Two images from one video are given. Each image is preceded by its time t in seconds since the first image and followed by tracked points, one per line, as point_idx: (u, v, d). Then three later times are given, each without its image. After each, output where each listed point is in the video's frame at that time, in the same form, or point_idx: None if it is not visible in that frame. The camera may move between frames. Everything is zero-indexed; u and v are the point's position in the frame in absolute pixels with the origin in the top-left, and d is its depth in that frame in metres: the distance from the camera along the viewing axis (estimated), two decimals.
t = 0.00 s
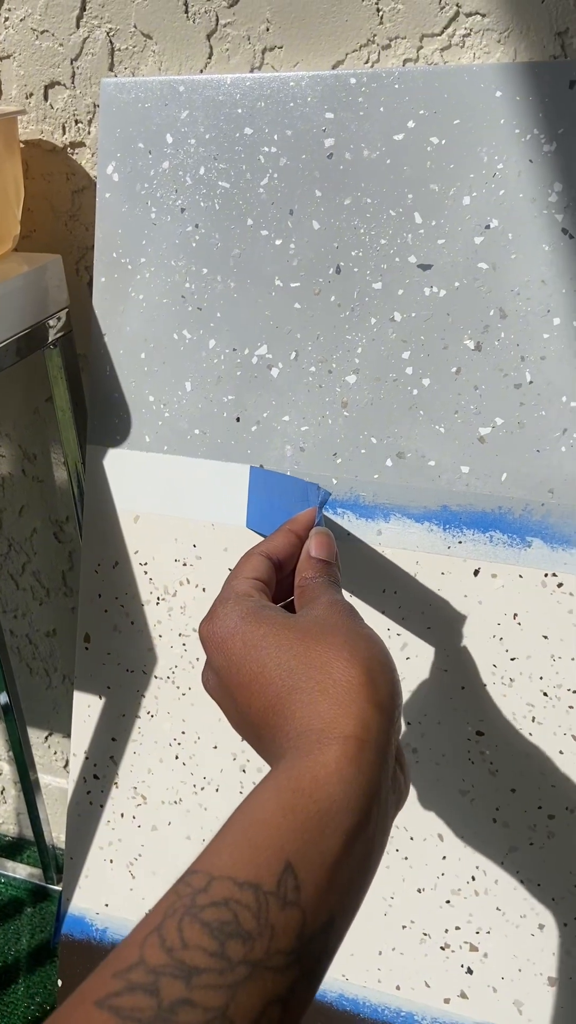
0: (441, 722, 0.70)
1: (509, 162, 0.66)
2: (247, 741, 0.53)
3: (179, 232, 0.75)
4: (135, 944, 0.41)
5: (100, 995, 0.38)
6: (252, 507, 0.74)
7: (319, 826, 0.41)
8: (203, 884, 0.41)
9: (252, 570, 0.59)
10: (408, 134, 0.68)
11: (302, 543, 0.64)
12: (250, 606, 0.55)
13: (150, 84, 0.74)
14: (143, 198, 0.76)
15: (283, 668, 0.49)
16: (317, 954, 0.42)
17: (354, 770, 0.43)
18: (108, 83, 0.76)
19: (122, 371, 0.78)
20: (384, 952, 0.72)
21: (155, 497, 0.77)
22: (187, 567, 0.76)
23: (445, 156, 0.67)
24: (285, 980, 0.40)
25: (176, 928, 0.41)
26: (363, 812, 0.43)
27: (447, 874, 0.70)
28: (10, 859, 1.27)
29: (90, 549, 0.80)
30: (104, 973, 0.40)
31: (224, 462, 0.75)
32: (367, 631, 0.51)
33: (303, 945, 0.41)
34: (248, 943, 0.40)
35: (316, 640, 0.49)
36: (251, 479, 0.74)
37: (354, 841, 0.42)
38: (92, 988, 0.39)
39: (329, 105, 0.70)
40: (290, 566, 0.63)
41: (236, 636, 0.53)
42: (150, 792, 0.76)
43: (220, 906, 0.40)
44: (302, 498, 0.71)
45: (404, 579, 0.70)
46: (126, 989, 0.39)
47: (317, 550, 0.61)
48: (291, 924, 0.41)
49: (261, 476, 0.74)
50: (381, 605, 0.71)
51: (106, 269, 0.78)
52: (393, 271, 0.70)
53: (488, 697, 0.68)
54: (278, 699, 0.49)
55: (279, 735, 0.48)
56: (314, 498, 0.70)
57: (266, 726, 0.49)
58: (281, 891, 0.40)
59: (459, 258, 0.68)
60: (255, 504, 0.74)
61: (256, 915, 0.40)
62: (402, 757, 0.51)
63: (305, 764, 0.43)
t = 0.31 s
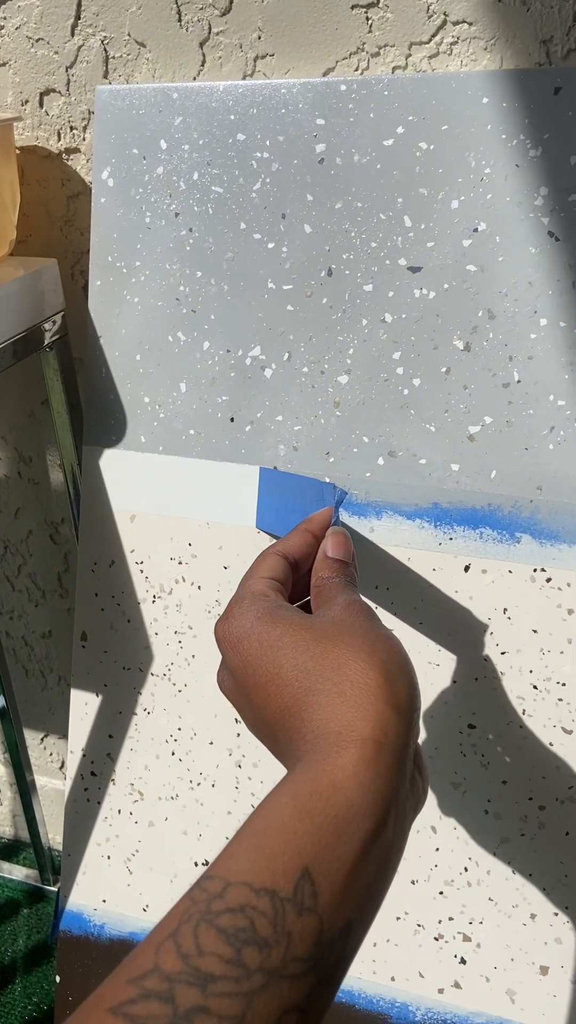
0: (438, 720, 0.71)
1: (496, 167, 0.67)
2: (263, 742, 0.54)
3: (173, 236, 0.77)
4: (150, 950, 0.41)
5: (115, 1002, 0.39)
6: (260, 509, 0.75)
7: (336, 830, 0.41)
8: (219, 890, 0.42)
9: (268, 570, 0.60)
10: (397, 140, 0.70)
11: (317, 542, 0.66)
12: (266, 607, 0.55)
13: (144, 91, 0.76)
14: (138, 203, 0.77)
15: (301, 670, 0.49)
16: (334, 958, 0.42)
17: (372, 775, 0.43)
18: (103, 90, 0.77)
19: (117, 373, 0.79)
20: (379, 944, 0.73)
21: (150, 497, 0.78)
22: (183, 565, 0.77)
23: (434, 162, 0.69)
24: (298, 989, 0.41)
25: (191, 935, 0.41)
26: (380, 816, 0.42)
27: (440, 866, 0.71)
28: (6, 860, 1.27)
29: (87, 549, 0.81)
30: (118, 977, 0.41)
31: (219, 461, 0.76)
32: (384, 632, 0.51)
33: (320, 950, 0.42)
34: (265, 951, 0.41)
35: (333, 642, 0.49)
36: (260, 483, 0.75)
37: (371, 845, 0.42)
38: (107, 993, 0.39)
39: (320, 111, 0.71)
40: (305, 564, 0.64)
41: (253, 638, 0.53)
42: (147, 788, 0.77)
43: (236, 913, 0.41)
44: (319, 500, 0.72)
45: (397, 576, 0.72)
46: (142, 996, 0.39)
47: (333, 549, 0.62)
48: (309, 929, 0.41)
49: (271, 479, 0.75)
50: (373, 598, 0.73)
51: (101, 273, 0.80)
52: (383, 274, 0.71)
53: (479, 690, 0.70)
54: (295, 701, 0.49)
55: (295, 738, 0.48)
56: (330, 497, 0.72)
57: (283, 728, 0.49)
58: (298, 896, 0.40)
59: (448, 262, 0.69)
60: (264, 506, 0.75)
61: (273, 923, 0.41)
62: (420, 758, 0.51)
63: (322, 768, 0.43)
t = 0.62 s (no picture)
0: (433, 719, 0.71)
1: (479, 172, 0.69)
2: (272, 740, 0.54)
3: (162, 240, 0.78)
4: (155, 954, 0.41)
5: (120, 1004, 0.39)
6: (263, 509, 0.75)
7: (345, 832, 0.42)
8: (226, 892, 0.42)
9: (278, 566, 0.61)
10: (382, 146, 0.71)
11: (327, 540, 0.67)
12: (275, 606, 0.55)
13: (133, 98, 0.77)
14: (127, 208, 0.78)
15: (310, 669, 0.49)
16: (341, 959, 0.42)
17: (382, 776, 0.43)
18: (92, 97, 0.78)
19: (107, 376, 0.80)
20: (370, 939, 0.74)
21: (140, 499, 0.79)
22: (174, 565, 0.78)
23: (418, 167, 0.70)
24: (305, 993, 0.40)
25: (197, 937, 0.41)
26: (389, 818, 0.43)
27: (429, 862, 0.72)
28: None
29: (78, 550, 0.81)
30: (121, 981, 0.41)
31: (209, 462, 0.77)
32: (394, 631, 0.51)
33: (328, 952, 0.42)
34: (271, 954, 0.41)
35: (343, 641, 0.49)
36: (263, 483, 0.76)
37: (379, 847, 0.43)
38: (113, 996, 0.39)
39: (306, 118, 0.72)
40: (313, 562, 0.65)
41: (262, 636, 0.53)
42: (139, 787, 0.78)
43: (243, 916, 0.41)
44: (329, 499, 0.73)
45: (385, 574, 0.73)
46: (147, 998, 0.39)
47: (342, 548, 0.64)
48: (316, 931, 0.41)
49: (273, 479, 0.75)
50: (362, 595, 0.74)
51: (91, 277, 0.80)
52: (369, 277, 0.72)
53: (466, 687, 0.71)
54: (304, 701, 0.49)
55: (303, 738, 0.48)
56: (339, 494, 0.73)
57: (291, 727, 0.49)
58: (305, 899, 0.41)
59: (432, 265, 0.70)
60: (267, 507, 0.75)
61: (279, 925, 0.41)
62: (429, 758, 0.51)
63: (332, 770, 0.43)
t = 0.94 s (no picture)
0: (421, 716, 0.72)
1: (460, 179, 0.70)
2: (278, 735, 0.53)
3: (149, 246, 0.79)
4: (159, 947, 0.40)
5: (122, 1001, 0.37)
6: (265, 509, 0.76)
7: (352, 827, 0.41)
8: (230, 886, 0.41)
9: (285, 558, 0.61)
10: (365, 154, 0.72)
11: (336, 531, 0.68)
12: (283, 599, 0.55)
13: (120, 107, 0.78)
14: (115, 215, 0.79)
15: (318, 661, 0.49)
16: (347, 962, 0.41)
17: (390, 770, 0.42)
18: (79, 106, 0.79)
19: (96, 380, 0.81)
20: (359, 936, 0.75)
21: (129, 503, 0.80)
22: (162, 568, 0.78)
23: (400, 174, 0.71)
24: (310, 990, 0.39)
25: (201, 932, 0.40)
26: (397, 813, 0.42)
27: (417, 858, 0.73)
28: None
29: (68, 553, 0.82)
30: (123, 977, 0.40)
31: (197, 465, 0.78)
32: (403, 623, 0.50)
33: (334, 954, 0.40)
34: (276, 951, 0.39)
35: (351, 633, 0.49)
36: (264, 484, 0.76)
37: (387, 843, 0.42)
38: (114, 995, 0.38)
39: (291, 126, 0.74)
40: (322, 555, 0.65)
41: (270, 629, 0.53)
42: (129, 788, 0.78)
43: (247, 910, 0.39)
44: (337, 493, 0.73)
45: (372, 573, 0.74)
46: (150, 994, 0.38)
47: (351, 540, 0.64)
48: (322, 928, 0.40)
49: (274, 480, 0.76)
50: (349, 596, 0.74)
51: (79, 283, 0.81)
52: (353, 282, 0.73)
53: (452, 684, 0.72)
54: (311, 694, 0.48)
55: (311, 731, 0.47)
56: (346, 488, 0.73)
57: (298, 720, 0.49)
58: (311, 894, 0.39)
59: (415, 270, 0.72)
60: (268, 507, 0.76)
61: (285, 921, 0.40)
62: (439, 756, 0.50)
63: (339, 762, 0.43)
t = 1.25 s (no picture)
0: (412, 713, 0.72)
1: (444, 183, 0.71)
2: (291, 731, 0.53)
3: (138, 250, 0.80)
4: (170, 946, 0.40)
5: (132, 1002, 0.38)
6: (270, 511, 0.76)
7: (367, 827, 0.41)
8: (242, 887, 0.41)
9: (299, 553, 0.59)
10: (351, 158, 0.73)
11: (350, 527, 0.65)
12: (297, 592, 0.54)
13: (109, 113, 0.79)
14: (104, 219, 0.80)
15: (333, 658, 0.48)
16: (360, 961, 0.41)
17: (405, 770, 0.42)
18: (68, 112, 0.80)
19: (86, 383, 0.82)
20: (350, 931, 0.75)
21: (120, 504, 0.81)
22: (153, 568, 0.79)
23: (385, 179, 0.73)
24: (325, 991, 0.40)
25: (212, 934, 0.40)
26: (411, 813, 0.42)
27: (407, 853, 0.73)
28: None
29: (59, 555, 0.82)
30: (134, 976, 0.40)
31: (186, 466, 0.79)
32: (417, 621, 0.50)
33: (346, 954, 0.41)
34: (288, 952, 0.40)
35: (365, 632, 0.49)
36: (267, 485, 0.76)
37: (401, 842, 0.42)
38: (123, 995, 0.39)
39: (277, 131, 0.75)
40: (337, 551, 0.63)
41: (283, 623, 0.53)
42: (121, 787, 0.79)
43: (259, 912, 0.40)
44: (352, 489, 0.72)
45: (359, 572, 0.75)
46: (161, 996, 0.38)
47: (367, 537, 0.63)
48: (335, 929, 0.40)
49: (277, 482, 0.76)
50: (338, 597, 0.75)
51: (69, 286, 0.82)
52: (340, 284, 0.74)
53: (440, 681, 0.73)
54: (326, 691, 0.48)
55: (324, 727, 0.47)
56: (362, 485, 0.71)
57: (311, 716, 0.49)
58: (324, 894, 0.40)
59: (400, 273, 0.73)
60: (272, 508, 0.76)
61: (297, 924, 0.40)
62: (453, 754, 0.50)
63: (353, 762, 0.43)
